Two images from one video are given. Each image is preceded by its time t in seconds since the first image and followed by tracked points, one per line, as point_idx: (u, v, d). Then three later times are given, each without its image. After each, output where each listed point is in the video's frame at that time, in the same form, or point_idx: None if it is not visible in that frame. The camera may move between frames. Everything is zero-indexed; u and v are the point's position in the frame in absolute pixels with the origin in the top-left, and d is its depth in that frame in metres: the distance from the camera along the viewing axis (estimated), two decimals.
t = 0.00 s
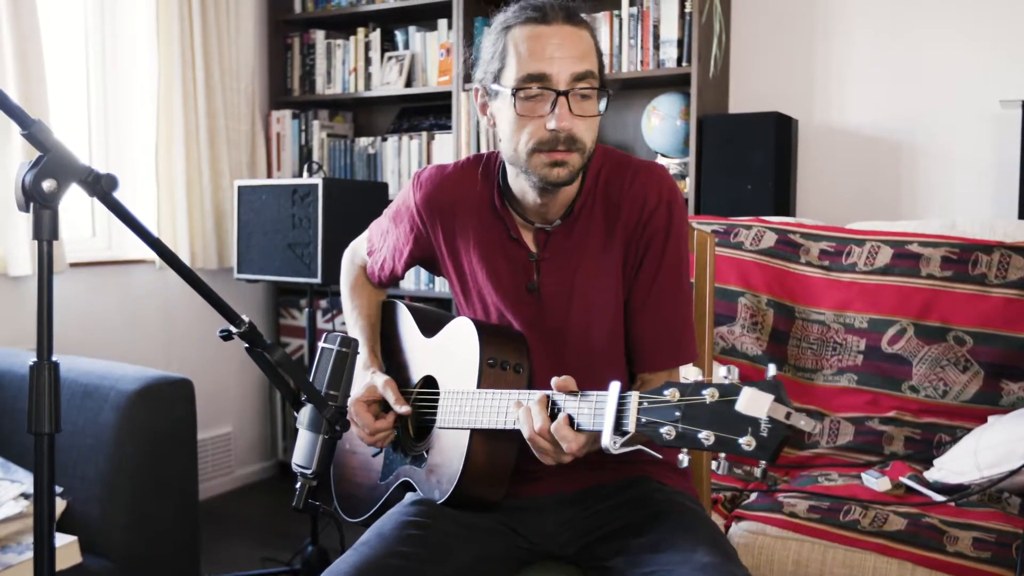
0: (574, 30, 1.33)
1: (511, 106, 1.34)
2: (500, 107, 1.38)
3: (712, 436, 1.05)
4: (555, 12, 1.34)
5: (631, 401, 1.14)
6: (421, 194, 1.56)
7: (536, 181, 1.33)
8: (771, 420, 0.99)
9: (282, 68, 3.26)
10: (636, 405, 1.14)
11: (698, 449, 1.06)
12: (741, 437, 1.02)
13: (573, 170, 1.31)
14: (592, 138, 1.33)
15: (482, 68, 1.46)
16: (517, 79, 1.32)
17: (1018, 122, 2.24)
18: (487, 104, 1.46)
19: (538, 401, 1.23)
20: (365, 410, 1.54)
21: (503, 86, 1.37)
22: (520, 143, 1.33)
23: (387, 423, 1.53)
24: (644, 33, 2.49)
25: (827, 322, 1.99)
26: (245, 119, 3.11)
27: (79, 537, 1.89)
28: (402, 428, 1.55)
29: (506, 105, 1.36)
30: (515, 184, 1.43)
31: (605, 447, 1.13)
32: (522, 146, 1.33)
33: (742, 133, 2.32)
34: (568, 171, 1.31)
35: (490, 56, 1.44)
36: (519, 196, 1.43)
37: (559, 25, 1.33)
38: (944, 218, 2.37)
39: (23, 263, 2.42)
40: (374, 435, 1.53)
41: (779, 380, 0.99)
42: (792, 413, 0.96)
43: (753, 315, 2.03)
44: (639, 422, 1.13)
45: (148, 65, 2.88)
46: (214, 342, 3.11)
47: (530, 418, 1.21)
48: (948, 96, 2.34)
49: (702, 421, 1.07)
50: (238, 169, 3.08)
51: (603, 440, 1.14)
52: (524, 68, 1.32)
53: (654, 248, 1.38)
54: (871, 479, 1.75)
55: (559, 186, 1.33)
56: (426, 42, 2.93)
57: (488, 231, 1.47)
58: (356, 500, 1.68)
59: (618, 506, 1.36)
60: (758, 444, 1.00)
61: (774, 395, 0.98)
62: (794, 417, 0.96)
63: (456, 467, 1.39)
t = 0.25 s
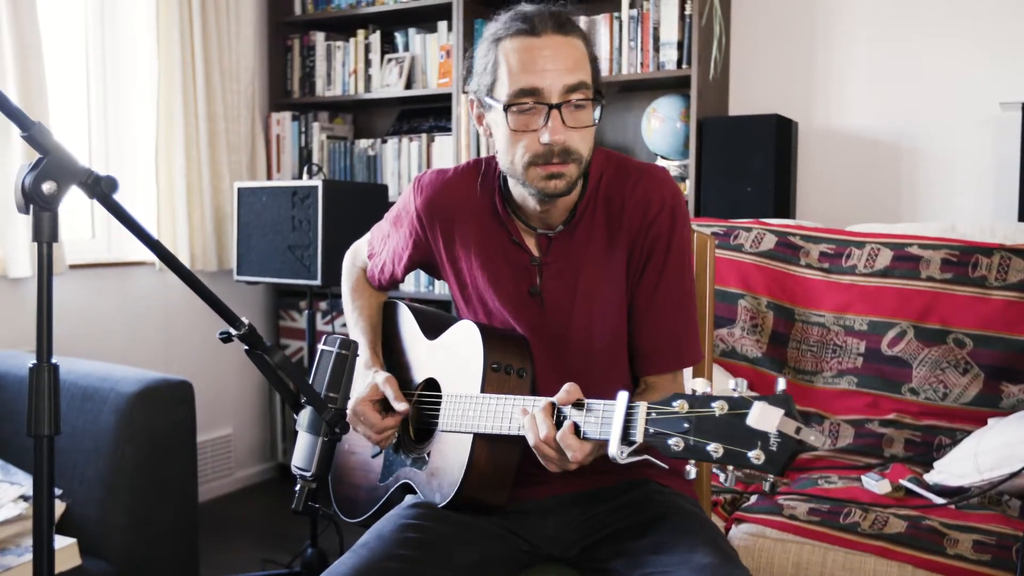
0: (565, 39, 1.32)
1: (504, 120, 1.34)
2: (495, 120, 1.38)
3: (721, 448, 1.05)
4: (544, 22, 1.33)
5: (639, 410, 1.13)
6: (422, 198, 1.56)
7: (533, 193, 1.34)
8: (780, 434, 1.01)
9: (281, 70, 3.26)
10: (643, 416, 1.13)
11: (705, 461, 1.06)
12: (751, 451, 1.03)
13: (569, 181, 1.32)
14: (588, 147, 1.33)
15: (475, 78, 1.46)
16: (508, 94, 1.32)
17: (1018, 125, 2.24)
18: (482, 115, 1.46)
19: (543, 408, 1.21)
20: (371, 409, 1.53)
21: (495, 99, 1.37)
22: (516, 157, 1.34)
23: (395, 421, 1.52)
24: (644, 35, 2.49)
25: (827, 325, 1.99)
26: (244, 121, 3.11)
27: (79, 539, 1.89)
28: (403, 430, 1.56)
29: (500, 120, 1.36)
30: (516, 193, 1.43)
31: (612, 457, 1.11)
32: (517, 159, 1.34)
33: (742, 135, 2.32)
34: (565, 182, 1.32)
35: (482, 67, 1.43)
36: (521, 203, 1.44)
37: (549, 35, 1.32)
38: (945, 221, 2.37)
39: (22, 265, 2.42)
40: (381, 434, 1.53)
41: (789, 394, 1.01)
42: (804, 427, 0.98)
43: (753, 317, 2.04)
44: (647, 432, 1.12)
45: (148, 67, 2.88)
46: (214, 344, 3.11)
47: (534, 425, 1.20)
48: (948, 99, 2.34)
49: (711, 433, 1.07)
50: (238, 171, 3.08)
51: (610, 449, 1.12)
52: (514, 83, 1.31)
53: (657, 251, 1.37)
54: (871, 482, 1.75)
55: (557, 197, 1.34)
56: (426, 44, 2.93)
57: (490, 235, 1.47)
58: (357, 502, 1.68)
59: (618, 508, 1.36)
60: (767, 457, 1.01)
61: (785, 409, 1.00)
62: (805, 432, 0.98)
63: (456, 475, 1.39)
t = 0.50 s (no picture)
0: (571, 30, 1.32)
1: (509, 109, 1.34)
2: (499, 110, 1.38)
3: (713, 459, 1.05)
4: (551, 13, 1.34)
5: (632, 420, 1.14)
6: (422, 198, 1.56)
7: (536, 184, 1.34)
8: (773, 446, 1.00)
9: (281, 72, 3.26)
10: (637, 425, 1.14)
11: (698, 472, 1.06)
12: (743, 462, 1.02)
13: (573, 173, 1.32)
14: (592, 139, 1.33)
15: (480, 70, 1.46)
16: (513, 83, 1.32)
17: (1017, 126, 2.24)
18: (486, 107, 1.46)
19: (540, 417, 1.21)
20: (376, 413, 1.53)
21: (500, 89, 1.36)
22: (519, 147, 1.34)
23: (399, 427, 1.53)
24: (644, 37, 2.49)
25: (827, 326, 1.98)
26: (244, 122, 3.10)
27: (77, 541, 1.88)
28: (403, 432, 1.55)
29: (504, 109, 1.36)
30: (517, 189, 1.43)
31: (606, 466, 1.12)
32: (521, 150, 1.34)
33: (741, 137, 2.32)
34: (568, 174, 1.31)
35: (487, 58, 1.44)
36: (521, 199, 1.44)
37: (555, 26, 1.32)
38: (945, 223, 2.37)
39: (22, 266, 2.42)
40: (383, 441, 1.53)
41: (781, 405, 1.01)
42: (795, 439, 0.97)
43: (752, 319, 2.04)
44: (640, 442, 1.13)
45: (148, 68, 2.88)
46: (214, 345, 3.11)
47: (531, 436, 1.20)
48: (948, 100, 2.34)
49: (704, 443, 1.07)
50: (237, 172, 3.08)
51: (604, 459, 1.13)
52: (520, 72, 1.31)
53: (660, 252, 1.37)
54: (871, 484, 1.75)
55: (560, 189, 1.33)
56: (426, 46, 2.93)
57: (491, 235, 1.47)
58: (356, 504, 1.68)
59: (618, 511, 1.36)
60: (760, 468, 1.01)
61: (777, 420, 1.00)
62: (798, 444, 0.97)
63: (457, 475, 1.38)
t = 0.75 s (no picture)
0: (587, 42, 1.32)
1: (524, 122, 1.33)
2: (513, 122, 1.37)
3: (720, 453, 1.05)
4: (566, 24, 1.33)
5: (638, 415, 1.13)
6: (424, 201, 1.56)
7: (548, 194, 1.34)
8: (779, 439, 1.00)
9: (282, 72, 3.25)
10: (643, 420, 1.13)
11: (704, 465, 1.06)
12: (749, 455, 1.02)
13: (586, 182, 1.32)
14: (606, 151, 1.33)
15: (490, 81, 1.46)
16: (529, 95, 1.32)
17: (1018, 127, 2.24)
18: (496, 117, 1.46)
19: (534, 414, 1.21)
20: (373, 411, 1.53)
21: (514, 100, 1.36)
22: (534, 159, 1.33)
23: (398, 425, 1.52)
24: (644, 37, 2.49)
25: (827, 327, 1.98)
26: (244, 122, 3.10)
27: (77, 541, 1.88)
28: (403, 431, 1.55)
29: (518, 119, 1.35)
30: (519, 192, 1.43)
31: (611, 461, 1.11)
32: (536, 162, 1.33)
33: (742, 137, 2.32)
34: (582, 184, 1.32)
35: (499, 69, 1.43)
36: (525, 203, 1.43)
37: (571, 37, 1.32)
38: (945, 223, 2.37)
39: (22, 267, 2.42)
40: (382, 437, 1.53)
41: (787, 398, 1.01)
42: (802, 430, 0.98)
43: (753, 320, 2.04)
44: (646, 436, 1.12)
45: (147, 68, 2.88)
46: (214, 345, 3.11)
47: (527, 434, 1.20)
48: (949, 100, 2.33)
49: (710, 437, 1.07)
50: (238, 172, 3.08)
51: (609, 454, 1.11)
52: (536, 84, 1.31)
53: (662, 255, 1.37)
54: (872, 484, 1.75)
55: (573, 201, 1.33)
56: (426, 46, 2.93)
57: (493, 238, 1.47)
58: (356, 504, 1.68)
59: (619, 511, 1.36)
60: (766, 461, 1.01)
61: (784, 413, 1.00)
62: (804, 435, 0.97)
63: (458, 475, 1.39)
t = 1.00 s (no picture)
0: (583, 39, 1.31)
1: (511, 113, 1.34)
2: (501, 112, 1.38)
3: (718, 456, 1.05)
4: (562, 19, 1.33)
5: (637, 416, 1.13)
6: (424, 200, 1.56)
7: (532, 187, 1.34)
8: (778, 443, 1.00)
9: (281, 71, 3.25)
10: (641, 422, 1.13)
11: (703, 468, 1.06)
12: (748, 458, 1.02)
13: (569, 180, 1.32)
14: (593, 148, 1.33)
15: (488, 69, 1.46)
16: (518, 87, 1.32)
17: (1018, 126, 2.23)
18: (491, 105, 1.47)
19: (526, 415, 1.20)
20: (367, 408, 1.53)
21: (504, 91, 1.36)
22: (519, 151, 1.34)
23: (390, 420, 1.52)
24: (644, 36, 2.49)
25: (827, 327, 1.98)
26: (244, 121, 3.10)
27: (77, 541, 1.88)
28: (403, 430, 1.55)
29: (507, 112, 1.36)
30: (518, 191, 1.43)
31: (610, 463, 1.11)
32: (520, 154, 1.34)
33: (742, 137, 2.32)
34: (564, 181, 1.32)
35: (495, 58, 1.43)
36: (525, 202, 1.43)
37: (567, 33, 1.31)
38: (945, 223, 2.36)
39: (21, 267, 2.42)
40: (375, 434, 1.53)
41: (786, 403, 1.00)
42: (801, 436, 0.97)
43: (753, 319, 2.04)
44: (644, 438, 1.12)
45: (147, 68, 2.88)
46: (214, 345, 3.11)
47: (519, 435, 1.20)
48: (950, 99, 2.33)
49: (708, 440, 1.07)
50: (237, 172, 3.07)
51: (608, 455, 1.12)
52: (527, 77, 1.31)
53: (663, 254, 1.37)
54: (872, 484, 1.75)
55: (556, 196, 1.33)
56: (426, 45, 2.93)
57: (493, 237, 1.47)
58: (356, 504, 1.68)
59: (619, 511, 1.36)
60: (765, 465, 1.01)
61: (782, 417, 0.99)
62: (802, 440, 0.97)
63: (456, 475, 1.38)
